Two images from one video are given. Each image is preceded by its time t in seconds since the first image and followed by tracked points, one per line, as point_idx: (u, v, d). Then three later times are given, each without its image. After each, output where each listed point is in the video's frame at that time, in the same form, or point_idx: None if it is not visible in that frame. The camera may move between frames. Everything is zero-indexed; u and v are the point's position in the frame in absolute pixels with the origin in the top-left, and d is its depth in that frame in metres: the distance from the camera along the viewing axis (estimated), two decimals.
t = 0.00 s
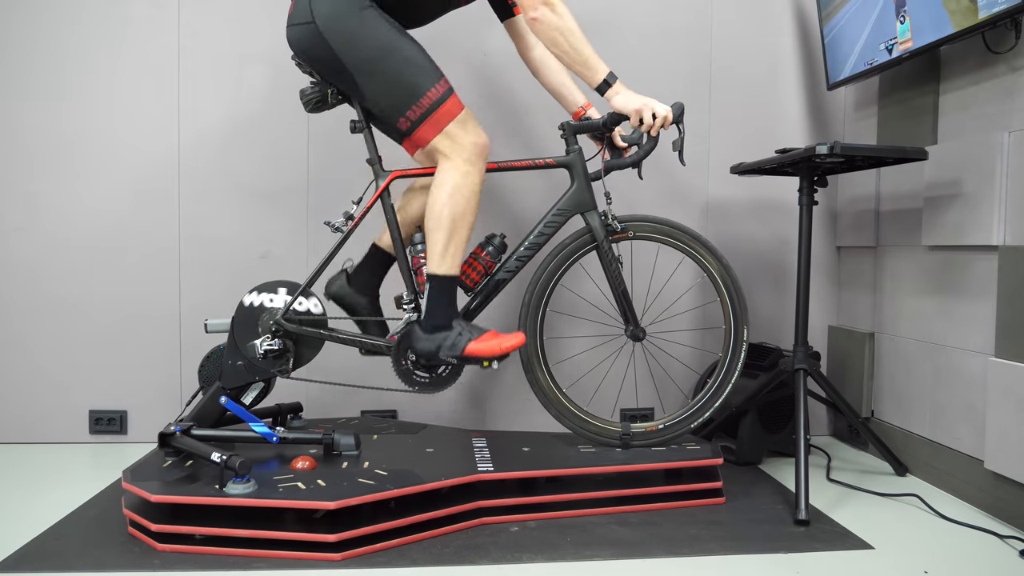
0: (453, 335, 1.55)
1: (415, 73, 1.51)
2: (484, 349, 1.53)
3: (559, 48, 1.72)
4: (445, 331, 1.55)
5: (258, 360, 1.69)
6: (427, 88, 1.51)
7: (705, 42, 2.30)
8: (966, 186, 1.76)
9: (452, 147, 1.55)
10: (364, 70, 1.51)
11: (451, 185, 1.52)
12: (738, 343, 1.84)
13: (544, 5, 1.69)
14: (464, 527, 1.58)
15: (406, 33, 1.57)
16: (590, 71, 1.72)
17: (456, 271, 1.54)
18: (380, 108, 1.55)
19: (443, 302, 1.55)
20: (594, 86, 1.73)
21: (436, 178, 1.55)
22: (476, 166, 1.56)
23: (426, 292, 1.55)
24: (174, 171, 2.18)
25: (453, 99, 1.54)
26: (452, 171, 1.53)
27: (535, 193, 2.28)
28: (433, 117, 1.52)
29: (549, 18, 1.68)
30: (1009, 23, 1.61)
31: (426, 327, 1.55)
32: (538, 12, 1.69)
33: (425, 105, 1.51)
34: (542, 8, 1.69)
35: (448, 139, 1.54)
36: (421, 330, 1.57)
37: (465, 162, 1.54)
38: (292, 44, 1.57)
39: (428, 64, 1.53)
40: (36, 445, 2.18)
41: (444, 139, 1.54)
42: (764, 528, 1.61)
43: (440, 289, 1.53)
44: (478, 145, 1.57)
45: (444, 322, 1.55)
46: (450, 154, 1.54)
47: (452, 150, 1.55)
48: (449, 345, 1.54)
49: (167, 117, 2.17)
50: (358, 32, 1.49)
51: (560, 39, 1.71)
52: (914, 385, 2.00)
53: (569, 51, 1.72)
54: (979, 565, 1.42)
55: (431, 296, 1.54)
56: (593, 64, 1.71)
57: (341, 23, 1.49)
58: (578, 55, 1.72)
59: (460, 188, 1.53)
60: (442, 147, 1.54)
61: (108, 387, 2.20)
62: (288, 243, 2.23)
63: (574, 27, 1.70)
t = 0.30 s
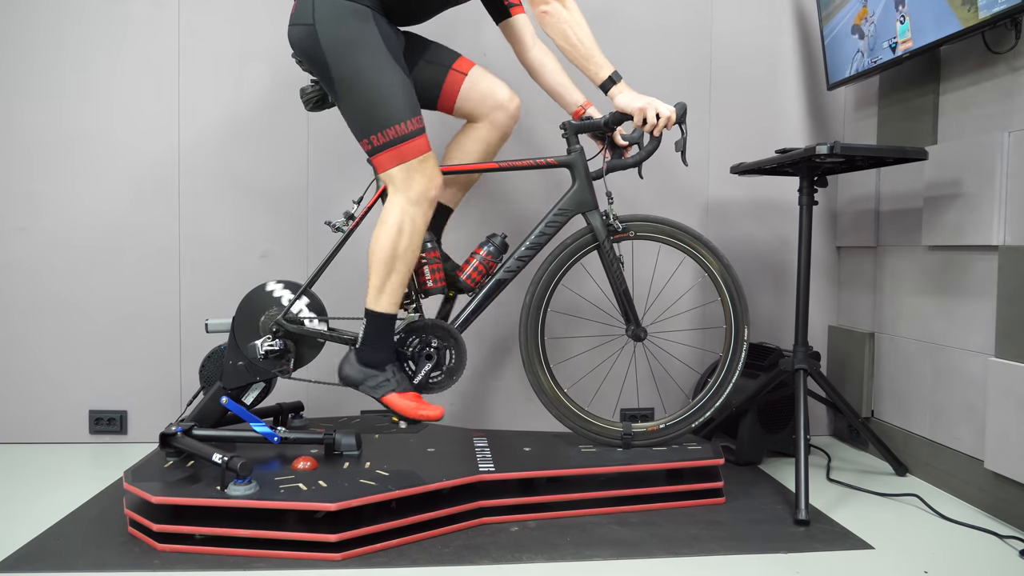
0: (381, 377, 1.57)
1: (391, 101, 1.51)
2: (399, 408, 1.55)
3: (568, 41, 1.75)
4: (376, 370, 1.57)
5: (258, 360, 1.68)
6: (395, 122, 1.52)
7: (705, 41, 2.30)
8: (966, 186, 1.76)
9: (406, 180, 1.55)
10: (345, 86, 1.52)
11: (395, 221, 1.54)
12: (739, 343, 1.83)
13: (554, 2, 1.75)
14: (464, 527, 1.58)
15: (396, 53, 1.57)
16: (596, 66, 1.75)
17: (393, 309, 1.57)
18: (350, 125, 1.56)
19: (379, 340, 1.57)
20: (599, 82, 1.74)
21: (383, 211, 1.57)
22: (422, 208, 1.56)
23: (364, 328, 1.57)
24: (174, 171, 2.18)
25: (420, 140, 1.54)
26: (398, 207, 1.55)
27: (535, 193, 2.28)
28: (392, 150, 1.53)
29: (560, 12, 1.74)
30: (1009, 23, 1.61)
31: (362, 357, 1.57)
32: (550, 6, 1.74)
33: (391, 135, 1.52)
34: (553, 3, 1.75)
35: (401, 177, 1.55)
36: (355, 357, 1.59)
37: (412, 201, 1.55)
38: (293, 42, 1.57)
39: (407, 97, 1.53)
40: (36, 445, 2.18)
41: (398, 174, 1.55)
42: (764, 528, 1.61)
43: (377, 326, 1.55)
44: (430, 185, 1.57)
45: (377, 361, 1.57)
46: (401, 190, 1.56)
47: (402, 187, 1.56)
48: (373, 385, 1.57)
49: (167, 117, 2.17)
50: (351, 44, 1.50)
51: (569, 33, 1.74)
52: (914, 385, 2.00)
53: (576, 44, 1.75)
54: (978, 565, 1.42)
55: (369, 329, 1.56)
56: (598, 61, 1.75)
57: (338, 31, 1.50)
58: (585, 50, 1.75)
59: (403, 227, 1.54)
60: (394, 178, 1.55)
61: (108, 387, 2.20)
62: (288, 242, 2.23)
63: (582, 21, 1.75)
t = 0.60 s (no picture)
0: (373, 263, 1.53)
1: (426, 54, 1.51)
2: (380, 298, 1.52)
3: (572, 40, 1.75)
4: (369, 255, 1.53)
5: (259, 360, 1.68)
6: (441, 72, 1.52)
7: (705, 42, 2.30)
8: (966, 186, 1.76)
9: (475, 116, 1.55)
10: (374, 60, 1.51)
11: (454, 144, 1.54)
12: (739, 343, 1.84)
13: None
14: (465, 527, 1.58)
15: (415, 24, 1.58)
16: (598, 66, 1.75)
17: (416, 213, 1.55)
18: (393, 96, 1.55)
19: (388, 228, 1.53)
20: (602, 83, 1.75)
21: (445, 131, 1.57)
22: (487, 143, 1.57)
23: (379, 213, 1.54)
24: (174, 171, 2.18)
25: (473, 78, 1.55)
26: (460, 134, 1.55)
27: (535, 193, 2.29)
28: (450, 99, 1.53)
29: (565, 10, 1.73)
30: (1009, 23, 1.61)
31: (363, 241, 1.53)
32: (555, 3, 1.73)
33: (442, 85, 1.52)
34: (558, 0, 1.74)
35: (472, 110, 1.54)
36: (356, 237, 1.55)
37: (475, 132, 1.55)
38: (295, 41, 1.57)
39: (436, 45, 1.53)
40: (37, 445, 2.18)
41: (467, 110, 1.55)
42: (764, 528, 1.61)
43: (393, 214, 1.52)
44: (500, 124, 1.58)
45: (376, 247, 1.53)
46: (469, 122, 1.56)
47: (472, 119, 1.56)
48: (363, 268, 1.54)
49: (167, 117, 2.17)
50: (364, 25, 1.50)
51: (573, 31, 1.74)
52: (914, 385, 2.00)
53: (580, 43, 1.75)
54: (978, 565, 1.42)
55: (384, 214, 1.53)
56: (602, 60, 1.74)
57: (346, 19, 1.50)
58: (590, 48, 1.75)
59: (458, 152, 1.55)
60: (461, 117, 1.55)
61: (108, 387, 2.20)
62: (288, 242, 2.23)
63: (587, 20, 1.74)
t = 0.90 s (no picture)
0: (449, 306, 1.54)
1: (421, 55, 1.52)
2: (477, 323, 1.53)
3: (567, 44, 1.75)
4: (442, 302, 1.54)
5: (257, 359, 1.69)
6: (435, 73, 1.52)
7: (705, 42, 2.30)
8: (966, 186, 1.76)
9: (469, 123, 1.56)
10: (370, 60, 1.51)
11: (462, 159, 1.54)
12: (738, 344, 1.84)
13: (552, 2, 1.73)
14: (464, 527, 1.58)
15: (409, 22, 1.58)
16: (595, 69, 1.75)
17: (456, 243, 1.54)
18: (390, 96, 1.55)
19: (438, 272, 1.53)
20: (599, 85, 1.75)
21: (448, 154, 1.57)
22: (489, 147, 1.57)
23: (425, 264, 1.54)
24: (174, 171, 2.18)
25: (467, 79, 1.55)
26: (462, 147, 1.55)
27: (534, 193, 2.29)
28: (445, 100, 1.53)
29: (558, 14, 1.73)
30: (1009, 23, 1.61)
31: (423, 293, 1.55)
32: (546, 8, 1.73)
33: (436, 88, 1.52)
34: (551, 4, 1.73)
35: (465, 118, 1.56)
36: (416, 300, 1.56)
37: (476, 140, 1.56)
38: (292, 42, 1.57)
39: (432, 45, 1.54)
40: (36, 445, 2.18)
41: (457, 118, 1.56)
42: (763, 528, 1.61)
43: (442, 258, 1.52)
44: (495, 124, 1.59)
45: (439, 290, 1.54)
46: (465, 133, 1.56)
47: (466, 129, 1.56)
48: (443, 316, 1.54)
49: (167, 117, 2.17)
50: (361, 25, 1.50)
51: (567, 36, 1.74)
52: (914, 385, 2.00)
53: (575, 47, 1.75)
54: (978, 565, 1.42)
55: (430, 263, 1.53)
56: (599, 62, 1.75)
57: (343, 20, 1.50)
58: (584, 52, 1.75)
59: (468, 165, 1.54)
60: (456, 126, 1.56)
61: (108, 386, 2.20)
62: (288, 242, 2.23)
63: (581, 24, 1.75)
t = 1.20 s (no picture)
0: (402, 386, 1.55)
1: (391, 102, 1.51)
2: (424, 414, 1.53)
3: (570, 40, 1.75)
4: (397, 380, 1.55)
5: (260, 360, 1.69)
6: (396, 125, 1.51)
7: (705, 42, 2.30)
8: (966, 186, 1.76)
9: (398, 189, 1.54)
10: (348, 81, 1.52)
11: (395, 230, 1.53)
12: (740, 344, 1.83)
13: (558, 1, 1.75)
14: (464, 527, 1.58)
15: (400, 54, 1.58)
16: (597, 66, 1.75)
17: (405, 317, 1.56)
18: (349, 122, 1.56)
19: (399, 349, 1.55)
20: (600, 82, 1.75)
21: (379, 218, 1.56)
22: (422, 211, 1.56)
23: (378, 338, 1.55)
24: (174, 170, 2.18)
25: (417, 146, 1.54)
26: (395, 215, 1.54)
27: (535, 193, 2.29)
28: (389, 151, 1.52)
29: (562, 11, 1.74)
30: (1009, 23, 1.61)
31: (383, 367, 1.56)
32: (552, 4, 1.74)
33: (384, 138, 1.52)
34: (556, 2, 1.74)
35: (398, 184, 1.53)
36: (375, 368, 1.57)
37: (409, 208, 1.54)
38: (294, 42, 1.57)
39: (408, 99, 1.53)
40: (36, 445, 2.18)
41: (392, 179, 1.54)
42: (764, 528, 1.61)
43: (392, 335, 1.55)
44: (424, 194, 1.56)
45: (399, 370, 1.56)
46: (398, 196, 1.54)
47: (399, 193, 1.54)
48: (396, 395, 1.55)
49: (167, 116, 2.17)
50: (356, 41, 1.50)
51: (571, 32, 1.74)
52: (914, 385, 2.00)
53: (579, 43, 1.75)
54: (978, 565, 1.42)
55: (387, 341, 1.54)
56: (599, 60, 1.75)
57: (342, 30, 1.50)
58: (587, 49, 1.75)
59: (404, 234, 1.54)
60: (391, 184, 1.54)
61: (108, 386, 2.20)
62: (288, 242, 2.23)
63: (584, 20, 1.75)
